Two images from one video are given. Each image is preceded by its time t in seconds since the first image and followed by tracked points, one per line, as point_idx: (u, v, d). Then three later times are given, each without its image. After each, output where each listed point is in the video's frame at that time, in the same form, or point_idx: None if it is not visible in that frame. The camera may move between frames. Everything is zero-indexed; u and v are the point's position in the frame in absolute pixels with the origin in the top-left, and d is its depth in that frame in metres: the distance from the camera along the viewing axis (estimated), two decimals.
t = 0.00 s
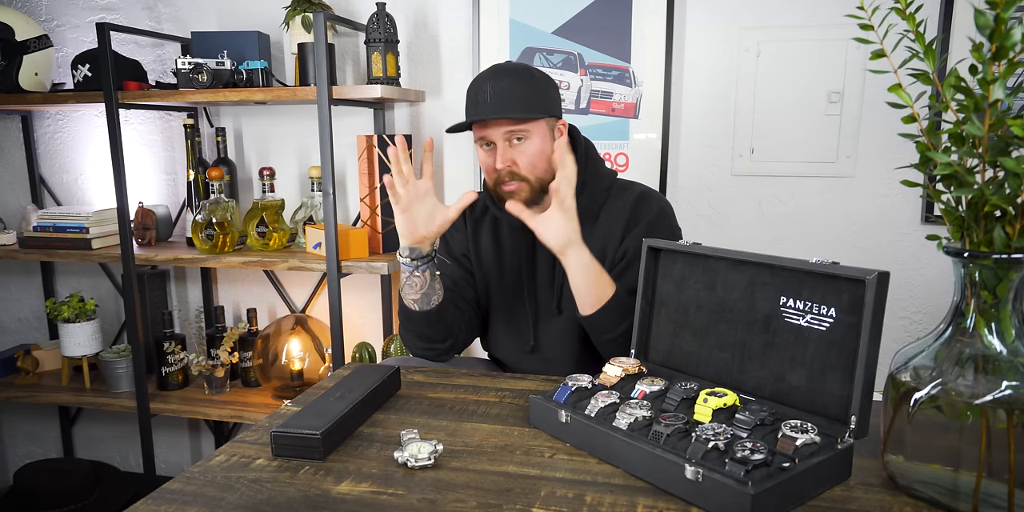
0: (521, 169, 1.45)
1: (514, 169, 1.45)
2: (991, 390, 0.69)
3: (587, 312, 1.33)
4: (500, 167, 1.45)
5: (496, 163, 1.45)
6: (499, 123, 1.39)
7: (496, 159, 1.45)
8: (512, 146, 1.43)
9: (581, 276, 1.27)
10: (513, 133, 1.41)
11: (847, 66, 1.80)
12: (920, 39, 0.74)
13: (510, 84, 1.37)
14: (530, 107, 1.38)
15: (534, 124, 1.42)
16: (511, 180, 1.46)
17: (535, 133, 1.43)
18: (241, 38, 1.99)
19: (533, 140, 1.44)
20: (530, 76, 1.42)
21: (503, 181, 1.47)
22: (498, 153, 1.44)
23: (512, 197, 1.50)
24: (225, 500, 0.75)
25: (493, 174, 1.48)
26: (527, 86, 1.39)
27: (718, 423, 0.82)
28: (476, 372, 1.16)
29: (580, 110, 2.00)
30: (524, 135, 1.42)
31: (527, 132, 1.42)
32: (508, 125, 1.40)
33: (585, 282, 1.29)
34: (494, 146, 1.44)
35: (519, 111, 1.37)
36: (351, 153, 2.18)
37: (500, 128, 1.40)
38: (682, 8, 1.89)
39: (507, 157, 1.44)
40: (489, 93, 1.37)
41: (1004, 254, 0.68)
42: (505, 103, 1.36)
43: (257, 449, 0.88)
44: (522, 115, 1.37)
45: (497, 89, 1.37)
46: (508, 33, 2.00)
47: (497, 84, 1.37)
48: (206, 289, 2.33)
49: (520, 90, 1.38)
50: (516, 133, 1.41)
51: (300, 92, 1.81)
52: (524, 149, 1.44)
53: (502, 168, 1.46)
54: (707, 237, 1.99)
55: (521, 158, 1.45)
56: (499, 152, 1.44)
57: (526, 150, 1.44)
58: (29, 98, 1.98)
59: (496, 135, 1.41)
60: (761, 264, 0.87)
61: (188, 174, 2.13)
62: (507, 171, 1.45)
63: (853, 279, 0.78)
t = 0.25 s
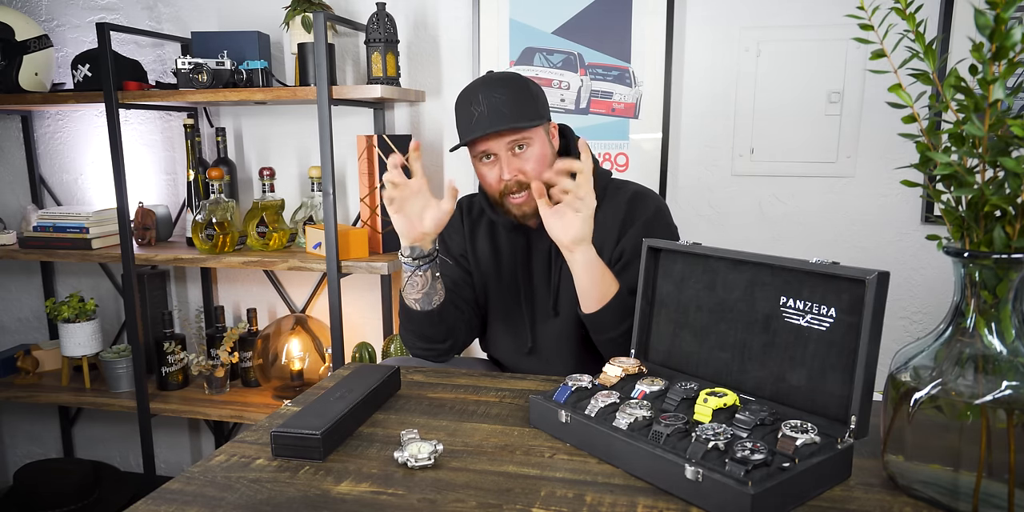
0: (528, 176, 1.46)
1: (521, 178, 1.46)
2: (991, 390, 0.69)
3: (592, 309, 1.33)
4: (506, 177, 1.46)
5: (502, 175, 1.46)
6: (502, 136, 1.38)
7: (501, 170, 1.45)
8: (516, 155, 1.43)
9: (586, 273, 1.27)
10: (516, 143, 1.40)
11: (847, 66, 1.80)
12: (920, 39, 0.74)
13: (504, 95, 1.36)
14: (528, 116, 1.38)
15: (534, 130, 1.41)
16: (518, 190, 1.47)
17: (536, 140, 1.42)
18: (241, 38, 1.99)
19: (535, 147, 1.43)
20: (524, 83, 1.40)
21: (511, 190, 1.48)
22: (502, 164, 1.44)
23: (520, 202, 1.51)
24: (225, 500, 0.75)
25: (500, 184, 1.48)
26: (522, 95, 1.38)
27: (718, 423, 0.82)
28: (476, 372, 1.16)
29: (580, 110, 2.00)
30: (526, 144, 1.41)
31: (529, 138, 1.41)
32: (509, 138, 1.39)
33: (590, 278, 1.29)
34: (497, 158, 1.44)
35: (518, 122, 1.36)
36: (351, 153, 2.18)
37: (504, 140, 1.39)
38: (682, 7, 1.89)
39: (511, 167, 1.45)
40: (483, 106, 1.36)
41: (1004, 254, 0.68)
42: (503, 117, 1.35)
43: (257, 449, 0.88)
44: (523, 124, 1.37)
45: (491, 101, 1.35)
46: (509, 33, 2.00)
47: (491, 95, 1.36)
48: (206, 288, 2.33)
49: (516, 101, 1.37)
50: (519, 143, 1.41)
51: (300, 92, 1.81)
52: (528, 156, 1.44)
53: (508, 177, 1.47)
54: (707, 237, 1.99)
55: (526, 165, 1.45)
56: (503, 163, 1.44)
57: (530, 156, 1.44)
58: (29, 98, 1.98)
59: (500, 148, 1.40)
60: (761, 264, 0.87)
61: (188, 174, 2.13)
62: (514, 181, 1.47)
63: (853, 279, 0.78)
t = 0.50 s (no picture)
0: (526, 176, 1.45)
1: (519, 177, 1.44)
2: (991, 390, 0.69)
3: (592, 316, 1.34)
4: (503, 176, 1.44)
5: (500, 173, 1.44)
6: (501, 133, 1.38)
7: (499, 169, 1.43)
8: (514, 154, 1.42)
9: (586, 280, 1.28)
10: (515, 141, 1.40)
11: (847, 66, 1.80)
12: (920, 39, 0.74)
13: (505, 93, 1.37)
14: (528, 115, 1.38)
15: (533, 129, 1.42)
16: (515, 188, 1.45)
17: (535, 139, 1.43)
18: (241, 38, 1.99)
19: (534, 146, 1.43)
20: (522, 83, 1.42)
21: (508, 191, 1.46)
22: (501, 162, 1.43)
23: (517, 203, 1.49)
24: (225, 500, 0.75)
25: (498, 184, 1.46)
26: (522, 93, 1.39)
27: (718, 423, 0.82)
28: (476, 372, 1.16)
29: (580, 110, 2.00)
30: (526, 142, 1.41)
31: (528, 137, 1.41)
32: (509, 134, 1.38)
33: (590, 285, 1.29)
34: (495, 156, 1.42)
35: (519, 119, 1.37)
36: (351, 153, 2.18)
37: (503, 138, 1.38)
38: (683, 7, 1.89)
39: (509, 166, 1.43)
40: (484, 103, 1.36)
41: (1004, 254, 0.68)
42: (507, 113, 1.35)
43: (257, 449, 0.88)
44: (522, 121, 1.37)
45: (492, 98, 1.36)
46: (509, 33, 2.00)
47: (493, 92, 1.36)
48: (206, 288, 2.33)
49: (518, 98, 1.37)
50: (518, 141, 1.40)
51: (300, 92, 1.81)
52: (526, 155, 1.43)
53: (505, 177, 1.44)
54: (707, 237, 1.99)
55: (525, 165, 1.44)
56: (501, 161, 1.42)
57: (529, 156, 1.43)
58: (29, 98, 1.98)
59: (498, 146, 1.39)
60: (761, 264, 0.87)
61: (188, 174, 2.13)
62: (511, 180, 1.44)
63: (853, 279, 0.78)
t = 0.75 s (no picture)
0: (526, 173, 1.45)
1: (518, 175, 1.44)
2: (991, 390, 0.69)
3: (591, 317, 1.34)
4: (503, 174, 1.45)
5: (500, 170, 1.44)
6: (502, 129, 1.38)
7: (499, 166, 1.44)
8: (514, 151, 1.42)
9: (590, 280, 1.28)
10: (515, 138, 1.40)
11: (847, 66, 1.80)
12: (920, 39, 0.74)
13: (507, 89, 1.37)
14: (529, 112, 1.38)
15: (534, 127, 1.42)
16: (515, 187, 1.45)
17: (535, 136, 1.43)
18: (241, 38, 1.99)
19: (534, 144, 1.43)
20: (524, 79, 1.41)
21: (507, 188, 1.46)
22: (501, 159, 1.43)
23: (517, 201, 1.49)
24: (225, 500, 0.75)
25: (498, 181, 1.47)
26: (524, 89, 1.39)
27: (718, 423, 0.82)
28: (476, 372, 1.16)
29: (580, 110, 2.00)
30: (526, 139, 1.41)
31: (529, 135, 1.42)
32: (509, 131, 1.39)
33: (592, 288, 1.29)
34: (496, 153, 1.43)
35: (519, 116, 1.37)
36: (351, 153, 2.18)
37: (503, 134, 1.39)
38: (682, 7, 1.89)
39: (509, 162, 1.43)
40: (486, 99, 1.36)
41: (1004, 254, 0.68)
42: (506, 110, 1.36)
43: (257, 449, 0.88)
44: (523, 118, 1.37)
45: (494, 95, 1.36)
46: (508, 33, 2.00)
47: (495, 89, 1.37)
48: (206, 289, 2.33)
49: (519, 96, 1.37)
50: (518, 138, 1.40)
51: (300, 92, 1.81)
52: (526, 153, 1.43)
53: (504, 175, 1.45)
54: (706, 237, 1.99)
55: (525, 163, 1.44)
56: (501, 158, 1.43)
57: (529, 154, 1.43)
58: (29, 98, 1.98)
59: (499, 142, 1.40)
60: (761, 264, 0.86)
61: (188, 174, 2.13)
62: (510, 177, 1.45)
63: (853, 279, 0.78)
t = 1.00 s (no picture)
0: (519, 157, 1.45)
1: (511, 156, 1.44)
2: (991, 390, 0.69)
3: (565, 331, 1.35)
4: (498, 152, 1.45)
5: (496, 147, 1.45)
6: (507, 109, 1.38)
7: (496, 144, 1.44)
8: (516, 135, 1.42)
9: (548, 296, 1.30)
10: (518, 122, 1.40)
11: (847, 66, 1.80)
12: (920, 39, 0.74)
13: (524, 74, 1.36)
14: (540, 102, 1.37)
15: (541, 117, 1.41)
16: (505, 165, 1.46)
17: (541, 126, 1.43)
18: (241, 38, 1.99)
19: (537, 133, 1.43)
20: (545, 69, 1.40)
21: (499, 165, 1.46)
22: (500, 137, 1.43)
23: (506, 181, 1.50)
24: (225, 500, 0.75)
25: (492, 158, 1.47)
26: (540, 80, 1.38)
27: (718, 423, 0.82)
28: (476, 372, 1.16)
29: (580, 110, 2.00)
30: (530, 126, 1.41)
31: (533, 124, 1.41)
32: (515, 112, 1.39)
33: (553, 301, 1.31)
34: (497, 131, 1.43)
35: (528, 101, 1.37)
36: (351, 153, 2.18)
37: (507, 113, 1.39)
38: (683, 7, 1.89)
39: (508, 143, 1.43)
40: (501, 77, 1.36)
41: (1004, 254, 0.68)
42: (518, 94, 1.36)
43: (257, 449, 0.88)
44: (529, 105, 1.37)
45: (510, 76, 1.36)
46: (508, 33, 2.00)
47: (513, 70, 1.36)
48: (206, 288, 2.33)
49: (535, 83, 1.37)
50: (522, 122, 1.40)
51: (300, 92, 1.81)
52: (526, 139, 1.43)
53: (499, 153, 1.45)
54: (706, 237, 1.99)
55: (522, 147, 1.44)
56: (500, 137, 1.43)
57: (528, 141, 1.43)
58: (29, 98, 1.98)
59: (501, 121, 1.40)
60: (761, 264, 0.86)
61: (188, 174, 2.13)
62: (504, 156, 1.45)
63: (853, 279, 0.78)
